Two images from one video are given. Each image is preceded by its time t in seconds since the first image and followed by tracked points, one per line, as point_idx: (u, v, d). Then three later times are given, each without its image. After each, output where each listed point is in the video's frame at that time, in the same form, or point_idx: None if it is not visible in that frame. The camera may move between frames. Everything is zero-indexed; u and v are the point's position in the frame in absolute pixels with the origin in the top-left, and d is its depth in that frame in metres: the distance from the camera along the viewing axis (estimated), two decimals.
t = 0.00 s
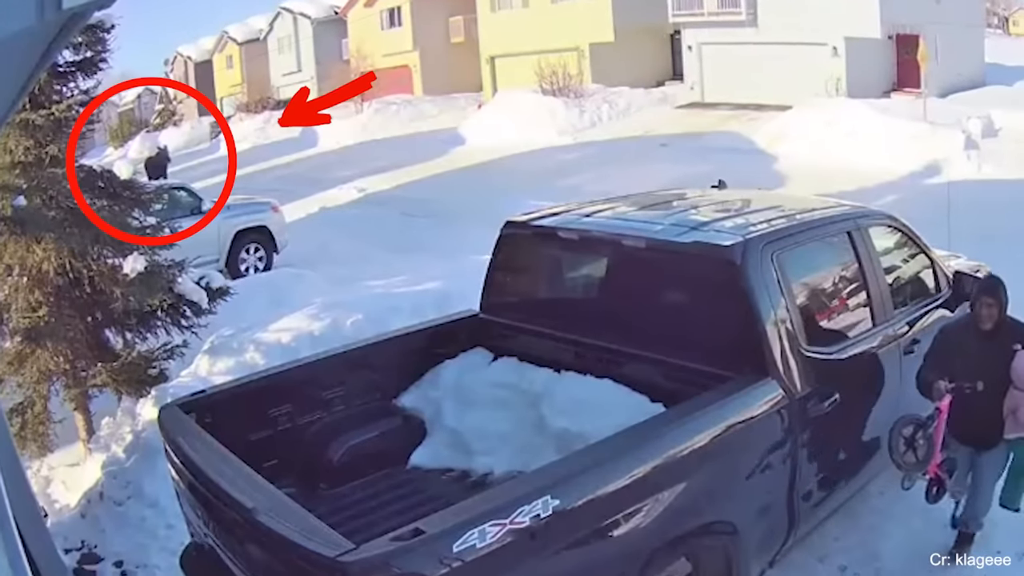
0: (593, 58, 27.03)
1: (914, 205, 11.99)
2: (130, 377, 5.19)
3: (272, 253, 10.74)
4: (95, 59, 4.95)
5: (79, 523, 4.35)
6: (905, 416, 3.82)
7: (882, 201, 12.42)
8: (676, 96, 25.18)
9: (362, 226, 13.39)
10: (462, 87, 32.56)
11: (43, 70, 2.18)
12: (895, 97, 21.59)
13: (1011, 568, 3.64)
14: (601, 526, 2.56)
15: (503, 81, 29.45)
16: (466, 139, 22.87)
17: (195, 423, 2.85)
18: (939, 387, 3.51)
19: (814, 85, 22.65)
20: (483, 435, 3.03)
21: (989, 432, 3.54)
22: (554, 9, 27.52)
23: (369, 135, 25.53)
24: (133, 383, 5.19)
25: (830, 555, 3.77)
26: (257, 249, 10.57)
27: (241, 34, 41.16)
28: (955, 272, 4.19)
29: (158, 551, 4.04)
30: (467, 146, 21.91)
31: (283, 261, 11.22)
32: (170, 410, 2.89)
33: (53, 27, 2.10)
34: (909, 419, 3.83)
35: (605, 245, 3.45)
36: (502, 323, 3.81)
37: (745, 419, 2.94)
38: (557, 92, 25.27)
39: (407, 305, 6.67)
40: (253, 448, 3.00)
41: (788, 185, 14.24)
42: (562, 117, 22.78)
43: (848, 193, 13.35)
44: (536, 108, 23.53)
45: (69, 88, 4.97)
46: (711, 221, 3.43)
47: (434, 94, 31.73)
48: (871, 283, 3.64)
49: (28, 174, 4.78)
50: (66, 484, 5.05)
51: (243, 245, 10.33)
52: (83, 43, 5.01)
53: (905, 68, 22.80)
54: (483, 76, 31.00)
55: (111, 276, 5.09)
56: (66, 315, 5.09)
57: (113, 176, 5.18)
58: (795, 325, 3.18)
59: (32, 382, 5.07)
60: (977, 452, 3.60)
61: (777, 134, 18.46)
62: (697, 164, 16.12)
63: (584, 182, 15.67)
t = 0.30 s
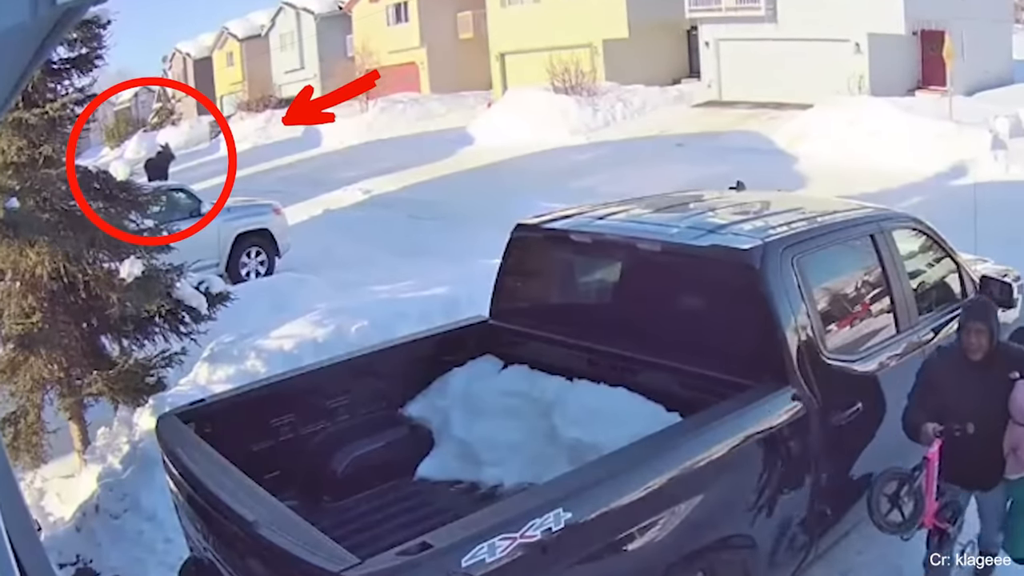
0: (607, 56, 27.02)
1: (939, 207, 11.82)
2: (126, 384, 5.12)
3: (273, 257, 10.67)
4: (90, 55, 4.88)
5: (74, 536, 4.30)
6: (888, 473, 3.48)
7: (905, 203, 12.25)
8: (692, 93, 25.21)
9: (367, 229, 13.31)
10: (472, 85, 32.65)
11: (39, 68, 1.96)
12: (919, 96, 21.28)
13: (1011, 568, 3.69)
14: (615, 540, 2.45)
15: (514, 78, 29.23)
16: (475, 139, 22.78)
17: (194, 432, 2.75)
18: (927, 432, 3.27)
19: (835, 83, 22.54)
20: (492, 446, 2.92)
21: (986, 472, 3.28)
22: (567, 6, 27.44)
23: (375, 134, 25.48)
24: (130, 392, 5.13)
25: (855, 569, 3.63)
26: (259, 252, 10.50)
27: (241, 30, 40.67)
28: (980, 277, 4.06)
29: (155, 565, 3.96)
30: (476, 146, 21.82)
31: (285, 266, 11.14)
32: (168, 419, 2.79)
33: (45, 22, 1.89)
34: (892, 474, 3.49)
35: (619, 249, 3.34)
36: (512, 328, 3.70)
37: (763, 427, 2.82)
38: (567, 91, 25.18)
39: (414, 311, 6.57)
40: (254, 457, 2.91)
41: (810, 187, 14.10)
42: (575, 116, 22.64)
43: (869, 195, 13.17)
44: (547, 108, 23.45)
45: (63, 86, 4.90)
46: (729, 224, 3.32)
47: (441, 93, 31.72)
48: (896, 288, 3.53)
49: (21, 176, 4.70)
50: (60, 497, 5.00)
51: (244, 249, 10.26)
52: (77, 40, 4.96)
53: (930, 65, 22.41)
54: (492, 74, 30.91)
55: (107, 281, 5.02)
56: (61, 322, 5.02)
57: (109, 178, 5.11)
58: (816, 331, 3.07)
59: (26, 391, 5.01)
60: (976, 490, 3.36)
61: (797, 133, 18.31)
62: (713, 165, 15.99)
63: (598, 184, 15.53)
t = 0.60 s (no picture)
0: (600, 57, 26.97)
1: (927, 207, 11.87)
2: (128, 382, 5.14)
3: (273, 255, 10.70)
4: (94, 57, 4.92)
5: (77, 530, 4.34)
6: (841, 532, 3.38)
7: (894, 202, 12.33)
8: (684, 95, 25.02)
9: (365, 229, 13.33)
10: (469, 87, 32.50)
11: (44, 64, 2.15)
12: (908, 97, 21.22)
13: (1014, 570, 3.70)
14: (608, 534, 2.50)
15: (509, 79, 29.31)
16: (471, 139, 22.81)
17: (194, 428, 2.80)
18: (888, 475, 3.23)
19: (825, 84, 22.55)
20: (488, 442, 2.97)
21: (949, 498, 3.32)
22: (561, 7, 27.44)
23: (372, 134, 25.51)
24: (132, 388, 5.13)
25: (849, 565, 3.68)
26: (258, 250, 10.52)
27: (244, 33, 40.71)
28: (969, 275, 4.12)
29: (156, 559, 4.01)
30: (471, 146, 21.86)
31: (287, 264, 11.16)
32: (169, 415, 2.84)
33: (50, 26, 2.02)
34: (847, 529, 3.41)
35: (613, 248, 3.39)
36: (507, 326, 3.75)
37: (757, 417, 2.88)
38: (561, 92, 25.22)
39: (411, 309, 6.62)
40: (255, 453, 2.96)
41: (800, 187, 14.15)
42: (569, 117, 22.71)
43: (858, 194, 13.24)
44: (541, 108, 23.49)
45: (66, 87, 4.94)
46: (721, 223, 3.37)
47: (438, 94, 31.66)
48: (885, 286, 3.58)
49: (25, 175, 4.79)
50: (64, 491, 5.03)
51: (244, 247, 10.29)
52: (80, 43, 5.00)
53: (919, 67, 22.29)
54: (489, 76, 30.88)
55: (108, 279, 5.05)
56: (63, 319, 5.06)
57: (111, 177, 5.12)
58: (806, 327, 3.12)
59: (29, 387, 5.06)
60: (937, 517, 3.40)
61: (787, 134, 18.36)
62: (705, 165, 16.05)
63: (592, 183, 15.59)
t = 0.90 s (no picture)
0: (589, 60, 27.12)
1: (905, 205, 12.03)
2: (132, 374, 5.23)
3: (273, 252, 10.76)
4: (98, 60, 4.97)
5: (81, 518, 4.39)
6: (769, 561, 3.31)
7: (873, 200, 12.50)
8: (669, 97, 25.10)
9: (361, 226, 13.42)
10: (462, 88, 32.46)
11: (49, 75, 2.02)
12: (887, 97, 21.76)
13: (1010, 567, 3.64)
14: (598, 521, 2.61)
15: (501, 82, 29.24)
16: (464, 138, 22.88)
17: (195, 418, 2.89)
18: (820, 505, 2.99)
19: (805, 86, 22.71)
20: (480, 431, 3.07)
21: (889, 534, 3.16)
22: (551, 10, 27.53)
23: (367, 134, 25.59)
24: (136, 380, 5.23)
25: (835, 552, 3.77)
26: (258, 247, 10.58)
27: (244, 35, 40.66)
28: (947, 270, 4.25)
29: (159, 545, 4.09)
30: (464, 146, 21.93)
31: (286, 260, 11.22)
32: (171, 407, 2.92)
33: (56, 30, 1.95)
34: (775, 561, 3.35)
35: (601, 244, 3.49)
36: (497, 320, 3.84)
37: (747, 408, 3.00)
38: (552, 93, 25.32)
39: (405, 303, 6.71)
40: (255, 443, 3.05)
41: (783, 185, 14.29)
42: (558, 117, 22.85)
43: (839, 192, 13.41)
44: (531, 109, 23.58)
45: (72, 89, 5.01)
46: (706, 221, 3.48)
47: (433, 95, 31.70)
48: (864, 280, 3.69)
49: (32, 175, 4.82)
50: (70, 480, 5.07)
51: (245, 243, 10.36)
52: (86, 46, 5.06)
53: (897, 70, 22.94)
54: (480, 79, 30.73)
55: (113, 275, 5.12)
56: (69, 314, 5.13)
57: (115, 176, 5.20)
58: (788, 321, 3.23)
59: (36, 379, 5.09)
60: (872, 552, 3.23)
61: (770, 134, 18.51)
62: (690, 164, 16.17)
63: (581, 182, 15.70)
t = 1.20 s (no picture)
0: (578, 63, 27.31)
1: (883, 202, 12.18)
2: (136, 366, 5.32)
3: (272, 248, 10.81)
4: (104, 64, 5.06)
5: (86, 505, 4.46)
6: None
7: (852, 197, 12.68)
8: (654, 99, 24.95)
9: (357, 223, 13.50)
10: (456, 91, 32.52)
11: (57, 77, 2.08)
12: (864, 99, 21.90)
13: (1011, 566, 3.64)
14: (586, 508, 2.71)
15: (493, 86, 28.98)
16: (457, 138, 22.93)
17: (197, 409, 2.99)
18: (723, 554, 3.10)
19: (786, 87, 22.93)
20: (473, 422, 3.17)
21: None
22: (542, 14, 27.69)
23: (364, 135, 25.66)
24: (139, 372, 5.33)
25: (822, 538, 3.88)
26: (258, 244, 10.64)
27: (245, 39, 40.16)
28: (925, 266, 4.38)
29: (162, 532, 4.17)
30: (458, 146, 21.92)
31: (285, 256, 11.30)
32: (174, 398, 3.03)
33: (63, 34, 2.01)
34: None
35: (589, 241, 3.60)
36: (489, 315, 3.94)
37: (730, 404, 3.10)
38: (541, 95, 25.38)
39: (400, 298, 6.80)
40: (254, 433, 3.16)
41: (765, 183, 14.44)
42: (548, 118, 22.97)
43: (820, 189, 13.58)
44: (522, 110, 23.64)
45: (78, 91, 5.10)
46: (691, 218, 3.59)
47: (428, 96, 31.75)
48: (843, 276, 3.82)
49: (40, 174, 4.89)
50: (75, 468, 5.15)
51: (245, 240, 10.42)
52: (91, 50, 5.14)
53: (875, 73, 23.05)
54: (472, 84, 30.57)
55: (118, 270, 5.19)
56: (76, 308, 5.20)
57: (120, 175, 5.28)
58: (770, 315, 3.34)
59: (43, 371, 5.19)
60: None
61: (753, 133, 18.68)
62: (674, 163, 16.31)
63: (571, 180, 15.81)
